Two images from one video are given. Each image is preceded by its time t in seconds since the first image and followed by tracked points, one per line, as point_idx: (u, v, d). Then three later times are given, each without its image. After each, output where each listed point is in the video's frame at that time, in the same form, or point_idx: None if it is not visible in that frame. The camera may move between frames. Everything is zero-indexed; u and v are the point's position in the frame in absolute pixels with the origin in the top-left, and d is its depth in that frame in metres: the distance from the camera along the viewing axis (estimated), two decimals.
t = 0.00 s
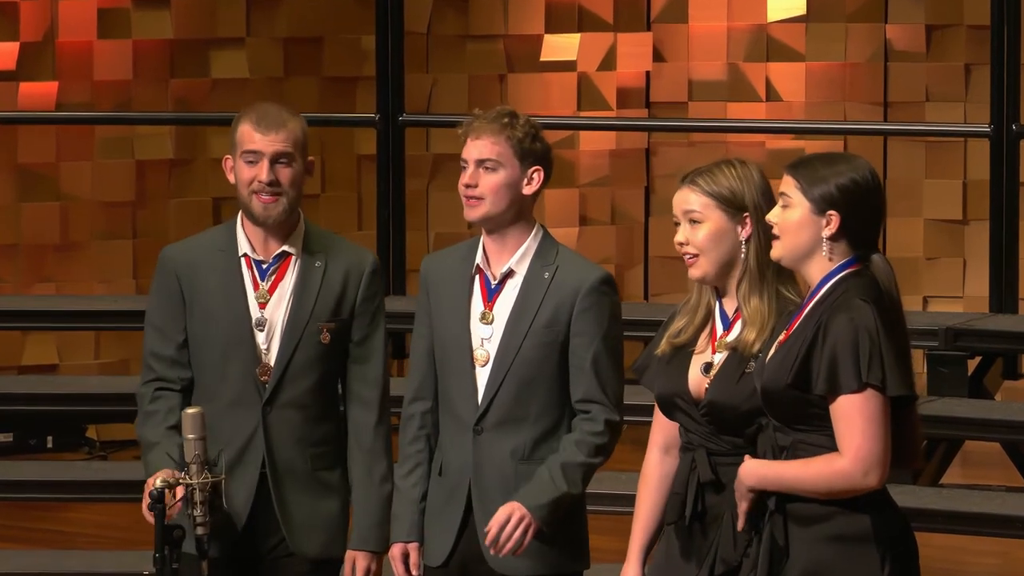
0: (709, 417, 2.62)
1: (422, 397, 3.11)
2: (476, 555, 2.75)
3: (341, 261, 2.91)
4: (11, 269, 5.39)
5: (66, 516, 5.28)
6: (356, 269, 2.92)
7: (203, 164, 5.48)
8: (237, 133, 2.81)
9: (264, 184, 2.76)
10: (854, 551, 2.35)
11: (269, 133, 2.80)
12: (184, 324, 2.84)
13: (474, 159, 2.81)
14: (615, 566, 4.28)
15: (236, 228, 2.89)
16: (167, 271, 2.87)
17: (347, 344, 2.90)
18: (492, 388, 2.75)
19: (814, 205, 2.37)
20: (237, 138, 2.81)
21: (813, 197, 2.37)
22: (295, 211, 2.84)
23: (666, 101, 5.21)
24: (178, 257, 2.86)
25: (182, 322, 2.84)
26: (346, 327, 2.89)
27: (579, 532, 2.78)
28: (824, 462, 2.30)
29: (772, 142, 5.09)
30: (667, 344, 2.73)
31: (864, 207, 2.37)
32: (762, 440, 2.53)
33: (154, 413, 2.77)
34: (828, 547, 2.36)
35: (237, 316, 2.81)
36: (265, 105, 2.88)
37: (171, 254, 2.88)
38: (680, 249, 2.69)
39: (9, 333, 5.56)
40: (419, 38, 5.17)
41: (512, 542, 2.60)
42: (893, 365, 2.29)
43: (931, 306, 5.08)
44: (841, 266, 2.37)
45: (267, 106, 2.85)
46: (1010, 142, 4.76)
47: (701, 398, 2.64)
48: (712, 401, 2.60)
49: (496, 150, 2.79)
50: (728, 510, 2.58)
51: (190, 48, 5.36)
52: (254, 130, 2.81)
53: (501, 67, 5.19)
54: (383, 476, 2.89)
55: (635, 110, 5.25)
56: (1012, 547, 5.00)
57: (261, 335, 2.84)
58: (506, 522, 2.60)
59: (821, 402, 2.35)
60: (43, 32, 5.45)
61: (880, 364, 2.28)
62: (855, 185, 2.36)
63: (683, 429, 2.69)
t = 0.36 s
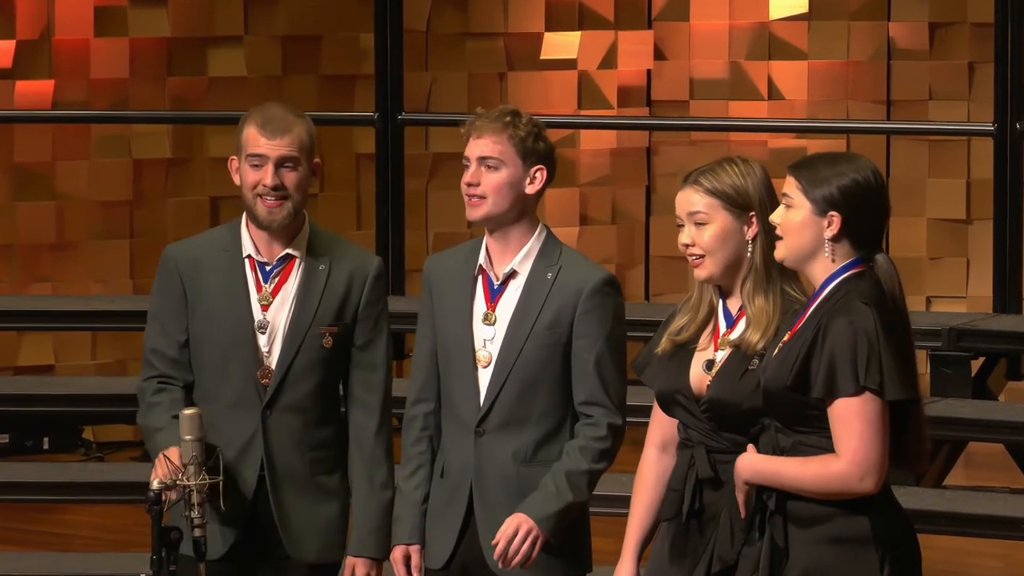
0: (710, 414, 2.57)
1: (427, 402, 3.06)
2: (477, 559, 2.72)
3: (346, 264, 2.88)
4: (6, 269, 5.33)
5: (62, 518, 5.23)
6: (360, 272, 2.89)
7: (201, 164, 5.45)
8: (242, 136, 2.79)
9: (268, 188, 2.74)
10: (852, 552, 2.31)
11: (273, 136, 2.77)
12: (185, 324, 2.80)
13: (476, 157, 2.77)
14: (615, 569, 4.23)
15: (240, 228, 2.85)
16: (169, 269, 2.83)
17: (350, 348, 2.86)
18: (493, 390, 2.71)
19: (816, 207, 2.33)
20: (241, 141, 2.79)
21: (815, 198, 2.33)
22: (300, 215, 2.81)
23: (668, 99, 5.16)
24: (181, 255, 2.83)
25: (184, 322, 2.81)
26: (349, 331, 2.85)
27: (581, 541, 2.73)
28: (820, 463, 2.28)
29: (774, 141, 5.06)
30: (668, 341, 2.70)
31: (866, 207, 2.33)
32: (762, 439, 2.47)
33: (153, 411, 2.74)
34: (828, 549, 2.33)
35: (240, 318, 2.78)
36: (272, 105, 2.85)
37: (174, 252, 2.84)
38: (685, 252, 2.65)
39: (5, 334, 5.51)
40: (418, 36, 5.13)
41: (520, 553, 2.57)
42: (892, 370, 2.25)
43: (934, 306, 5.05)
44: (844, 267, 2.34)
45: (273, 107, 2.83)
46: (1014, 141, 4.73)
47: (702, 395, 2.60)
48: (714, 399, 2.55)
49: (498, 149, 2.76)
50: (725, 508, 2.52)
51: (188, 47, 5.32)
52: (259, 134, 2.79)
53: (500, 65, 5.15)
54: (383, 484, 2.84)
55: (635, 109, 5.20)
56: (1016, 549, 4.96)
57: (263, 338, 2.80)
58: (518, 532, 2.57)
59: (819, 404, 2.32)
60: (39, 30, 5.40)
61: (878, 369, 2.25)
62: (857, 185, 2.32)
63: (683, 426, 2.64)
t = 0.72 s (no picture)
0: (713, 415, 2.53)
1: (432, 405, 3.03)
2: (478, 561, 2.68)
3: (347, 266, 2.84)
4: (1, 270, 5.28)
5: (58, 520, 5.18)
6: (362, 273, 2.85)
7: (198, 163, 5.43)
8: (245, 134, 2.75)
9: (270, 188, 2.70)
10: (853, 553, 2.28)
11: (276, 135, 2.73)
12: (186, 323, 2.78)
13: (477, 158, 2.74)
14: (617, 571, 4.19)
15: (242, 226, 2.82)
16: (172, 268, 2.81)
17: (350, 349, 2.82)
18: (493, 392, 2.68)
19: (818, 207, 2.30)
20: (244, 139, 2.76)
21: (816, 198, 2.30)
22: (302, 214, 2.78)
23: (669, 98, 5.12)
24: (183, 253, 2.80)
25: (184, 321, 2.78)
26: (349, 332, 2.81)
27: (582, 555, 2.71)
28: (819, 463, 2.25)
29: (776, 140, 5.02)
30: (667, 342, 2.65)
31: (868, 208, 2.30)
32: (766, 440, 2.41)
33: (155, 407, 2.71)
34: (828, 550, 2.29)
35: (240, 318, 2.74)
36: (275, 104, 2.82)
37: (175, 250, 2.82)
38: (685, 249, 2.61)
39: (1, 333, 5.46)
40: (417, 34, 5.09)
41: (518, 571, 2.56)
42: (892, 372, 2.22)
43: (938, 307, 4.99)
44: (845, 267, 2.31)
45: (277, 106, 2.79)
46: (1018, 140, 4.69)
47: (704, 396, 2.56)
48: (718, 399, 2.50)
49: (500, 150, 2.72)
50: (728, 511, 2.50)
51: (186, 44, 5.28)
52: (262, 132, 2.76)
53: (500, 63, 5.11)
54: (384, 486, 2.79)
55: (637, 108, 5.16)
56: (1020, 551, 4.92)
57: (263, 337, 2.76)
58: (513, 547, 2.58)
59: (818, 404, 2.29)
60: (36, 28, 5.36)
61: (877, 369, 2.22)
62: (859, 185, 2.29)
63: (684, 426, 2.60)
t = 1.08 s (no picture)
0: (710, 417, 2.48)
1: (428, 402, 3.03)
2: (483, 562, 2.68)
3: (349, 266, 2.83)
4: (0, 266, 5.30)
5: (55, 522, 5.13)
6: (363, 271, 2.85)
7: (194, 162, 5.34)
8: (248, 129, 2.76)
9: (275, 182, 2.71)
10: (856, 554, 2.24)
11: (278, 129, 2.74)
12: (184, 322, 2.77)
13: (479, 155, 2.72)
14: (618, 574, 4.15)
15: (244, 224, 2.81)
16: (171, 265, 2.80)
17: (351, 348, 2.81)
18: (498, 393, 2.67)
19: (823, 206, 2.26)
20: (246, 134, 2.76)
21: (820, 197, 2.27)
22: (307, 212, 2.78)
23: (671, 96, 5.08)
24: (184, 251, 2.80)
25: (181, 319, 2.77)
26: (351, 331, 2.81)
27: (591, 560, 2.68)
28: (811, 473, 2.21)
29: (778, 139, 4.98)
30: (662, 344, 2.60)
31: (872, 206, 2.26)
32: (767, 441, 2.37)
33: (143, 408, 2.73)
34: (833, 551, 2.25)
35: (241, 318, 2.75)
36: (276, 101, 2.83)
37: (175, 247, 2.81)
38: (682, 246, 2.56)
39: None
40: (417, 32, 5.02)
41: None
42: (895, 365, 2.19)
43: (941, 307, 4.96)
44: (850, 265, 2.27)
45: (279, 103, 2.80)
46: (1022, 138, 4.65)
47: (701, 398, 2.51)
48: (713, 401, 2.47)
49: (503, 148, 2.71)
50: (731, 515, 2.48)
51: (183, 42, 5.24)
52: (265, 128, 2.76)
53: (500, 61, 5.08)
54: (382, 487, 2.79)
55: (638, 106, 5.11)
56: None
57: (265, 337, 2.76)
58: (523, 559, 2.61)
59: (820, 398, 2.27)
60: (32, 26, 5.32)
61: (879, 360, 2.19)
62: (864, 184, 2.25)
63: (683, 430, 2.56)
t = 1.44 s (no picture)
0: (706, 416, 2.47)
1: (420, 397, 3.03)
2: (489, 566, 2.67)
3: (348, 264, 2.81)
4: None
5: (51, 524, 5.09)
6: (362, 267, 2.83)
7: (192, 160, 5.29)
8: (247, 129, 2.71)
9: (280, 182, 2.67)
10: (863, 555, 2.19)
11: (280, 128, 2.70)
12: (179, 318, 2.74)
13: (481, 160, 2.70)
14: None
15: (243, 220, 2.78)
16: (168, 260, 2.76)
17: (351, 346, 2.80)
18: (501, 396, 2.65)
19: (818, 204, 2.22)
20: (247, 134, 2.72)
21: (815, 195, 2.22)
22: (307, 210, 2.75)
23: (673, 94, 5.02)
24: (182, 247, 2.76)
25: (177, 315, 2.74)
26: (350, 328, 2.79)
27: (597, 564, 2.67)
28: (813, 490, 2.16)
29: (780, 137, 4.94)
30: (656, 342, 2.57)
31: (869, 205, 2.22)
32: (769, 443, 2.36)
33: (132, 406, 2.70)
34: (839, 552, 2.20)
35: (241, 316, 2.71)
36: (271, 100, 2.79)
37: (171, 241, 2.78)
38: (680, 250, 2.53)
39: None
40: (417, 30, 4.99)
41: None
42: (889, 363, 2.14)
43: (944, 307, 4.92)
44: (847, 262, 2.22)
45: (274, 102, 2.76)
46: None
47: (695, 397, 2.50)
48: (707, 399, 2.45)
49: (505, 152, 2.68)
50: (727, 516, 2.48)
51: (180, 40, 5.20)
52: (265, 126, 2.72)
53: (500, 60, 5.05)
54: (383, 486, 2.79)
55: (640, 105, 5.04)
56: None
57: (265, 334, 2.73)
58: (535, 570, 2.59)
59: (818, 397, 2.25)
60: (28, 24, 5.28)
61: (873, 360, 2.14)
62: (860, 183, 2.21)
63: (677, 430, 2.54)
